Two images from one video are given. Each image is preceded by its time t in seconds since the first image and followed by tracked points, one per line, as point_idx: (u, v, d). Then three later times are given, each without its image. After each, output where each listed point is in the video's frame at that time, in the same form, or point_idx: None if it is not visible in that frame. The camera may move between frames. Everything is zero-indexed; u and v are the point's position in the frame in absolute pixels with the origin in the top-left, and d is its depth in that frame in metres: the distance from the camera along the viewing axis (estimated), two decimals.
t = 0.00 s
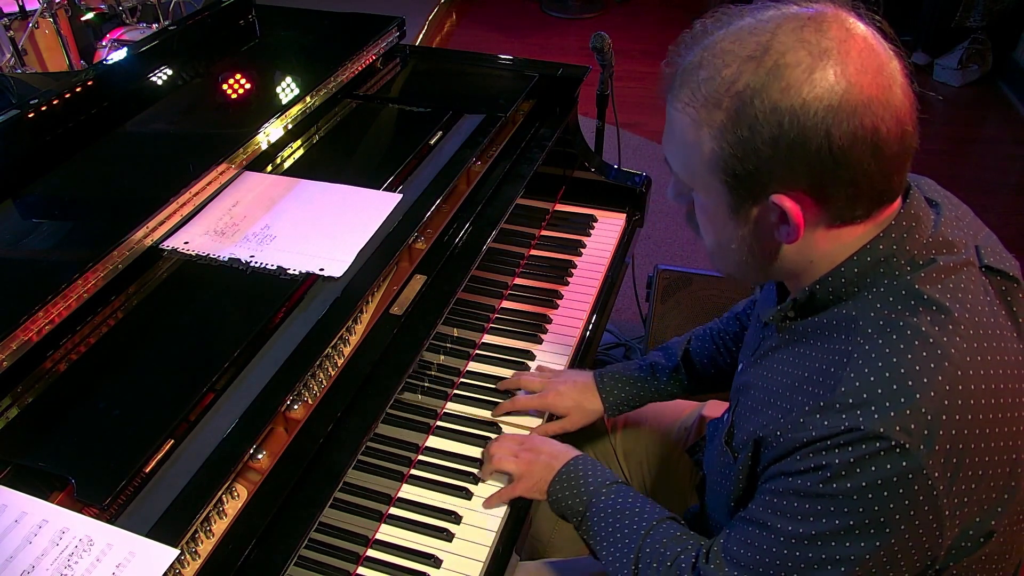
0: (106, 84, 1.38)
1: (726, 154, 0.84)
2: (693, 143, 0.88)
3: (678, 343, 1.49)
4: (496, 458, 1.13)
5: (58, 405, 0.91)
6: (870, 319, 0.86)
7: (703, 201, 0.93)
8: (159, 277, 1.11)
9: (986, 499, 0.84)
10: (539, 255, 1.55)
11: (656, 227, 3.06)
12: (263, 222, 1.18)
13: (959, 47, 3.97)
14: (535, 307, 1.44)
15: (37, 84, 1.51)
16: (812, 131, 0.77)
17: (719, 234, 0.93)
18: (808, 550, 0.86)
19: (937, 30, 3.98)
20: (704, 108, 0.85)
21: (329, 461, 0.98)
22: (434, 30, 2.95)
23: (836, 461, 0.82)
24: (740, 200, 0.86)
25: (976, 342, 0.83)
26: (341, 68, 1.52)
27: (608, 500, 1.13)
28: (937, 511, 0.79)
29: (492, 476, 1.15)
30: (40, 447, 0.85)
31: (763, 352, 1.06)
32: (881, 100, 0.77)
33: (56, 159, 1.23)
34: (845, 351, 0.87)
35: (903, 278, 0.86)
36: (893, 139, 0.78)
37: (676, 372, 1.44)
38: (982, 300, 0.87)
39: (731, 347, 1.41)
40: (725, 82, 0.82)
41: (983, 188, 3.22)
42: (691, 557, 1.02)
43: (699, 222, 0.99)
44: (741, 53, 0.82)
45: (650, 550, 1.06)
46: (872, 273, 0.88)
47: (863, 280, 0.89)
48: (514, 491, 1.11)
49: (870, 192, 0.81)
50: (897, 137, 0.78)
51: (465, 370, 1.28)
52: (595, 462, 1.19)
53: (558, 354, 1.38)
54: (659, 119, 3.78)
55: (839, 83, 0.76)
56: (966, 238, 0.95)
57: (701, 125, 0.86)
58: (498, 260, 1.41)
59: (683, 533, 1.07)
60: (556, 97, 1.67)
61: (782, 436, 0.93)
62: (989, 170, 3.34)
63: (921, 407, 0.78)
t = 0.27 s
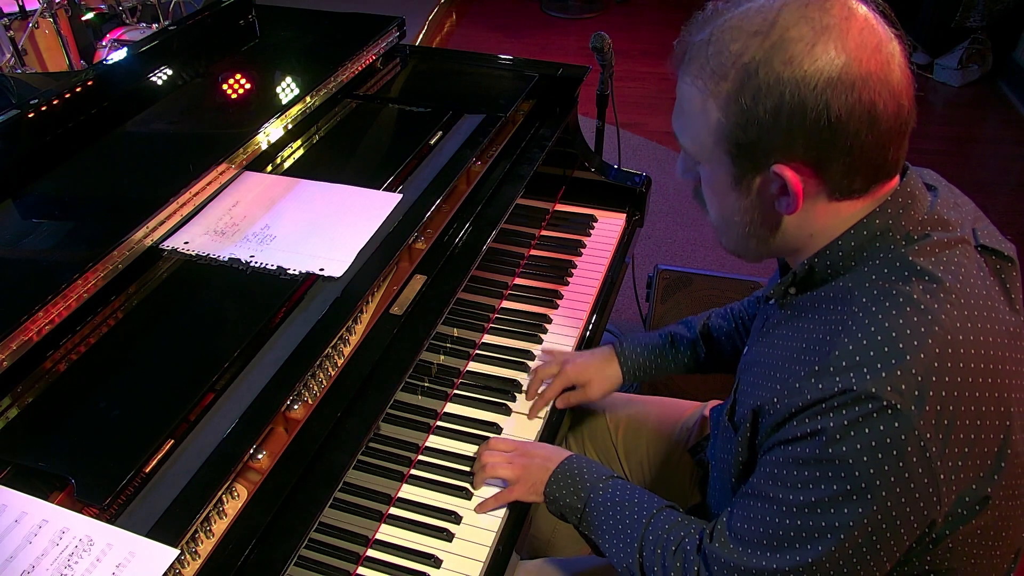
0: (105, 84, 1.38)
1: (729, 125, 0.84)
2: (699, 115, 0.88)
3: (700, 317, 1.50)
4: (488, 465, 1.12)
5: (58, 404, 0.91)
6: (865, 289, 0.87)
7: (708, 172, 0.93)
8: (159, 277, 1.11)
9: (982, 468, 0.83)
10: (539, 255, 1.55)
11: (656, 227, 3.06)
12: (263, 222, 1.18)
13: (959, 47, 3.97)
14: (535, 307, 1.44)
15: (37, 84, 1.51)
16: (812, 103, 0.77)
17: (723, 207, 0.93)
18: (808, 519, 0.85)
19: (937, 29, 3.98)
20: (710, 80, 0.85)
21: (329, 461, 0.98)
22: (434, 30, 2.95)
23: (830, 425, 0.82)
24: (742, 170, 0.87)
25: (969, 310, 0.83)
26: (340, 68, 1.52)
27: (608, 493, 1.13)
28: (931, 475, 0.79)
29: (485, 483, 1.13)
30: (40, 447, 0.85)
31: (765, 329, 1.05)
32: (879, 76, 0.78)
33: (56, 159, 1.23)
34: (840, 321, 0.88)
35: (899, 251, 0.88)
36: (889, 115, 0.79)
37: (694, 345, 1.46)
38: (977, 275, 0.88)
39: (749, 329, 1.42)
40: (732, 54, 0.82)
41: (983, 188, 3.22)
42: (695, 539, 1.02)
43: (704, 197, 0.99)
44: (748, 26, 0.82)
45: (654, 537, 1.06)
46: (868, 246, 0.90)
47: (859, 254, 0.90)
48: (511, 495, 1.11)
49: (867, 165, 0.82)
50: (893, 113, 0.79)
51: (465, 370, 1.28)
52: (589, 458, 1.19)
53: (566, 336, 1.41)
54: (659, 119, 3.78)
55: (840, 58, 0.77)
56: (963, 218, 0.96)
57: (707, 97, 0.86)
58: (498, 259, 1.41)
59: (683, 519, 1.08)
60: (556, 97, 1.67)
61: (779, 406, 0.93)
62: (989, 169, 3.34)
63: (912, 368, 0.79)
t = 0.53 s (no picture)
0: (106, 84, 1.38)
1: (730, 106, 0.85)
2: (700, 98, 0.90)
3: (707, 301, 1.50)
4: (479, 468, 1.10)
5: (59, 404, 0.91)
6: (859, 265, 0.88)
7: (709, 155, 0.94)
8: (159, 277, 1.11)
9: (974, 439, 0.84)
10: (539, 255, 1.55)
11: (656, 227, 3.06)
12: (263, 222, 1.18)
13: (959, 47, 3.97)
14: (535, 307, 1.44)
15: (37, 84, 1.51)
16: (808, 82, 0.79)
17: (724, 189, 0.94)
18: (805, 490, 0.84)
19: (937, 29, 3.98)
20: (712, 62, 0.86)
21: (329, 461, 0.98)
22: (434, 30, 2.95)
23: (824, 392, 0.83)
24: (742, 150, 0.87)
25: (959, 282, 0.84)
26: (340, 68, 1.52)
27: (601, 488, 1.11)
28: (925, 440, 0.79)
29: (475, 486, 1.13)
30: (40, 446, 0.85)
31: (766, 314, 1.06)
32: (874, 56, 0.79)
33: (55, 158, 1.23)
34: (834, 294, 0.89)
35: (893, 229, 0.89)
36: (883, 95, 0.80)
37: (698, 326, 1.46)
38: (970, 254, 0.88)
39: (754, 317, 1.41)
40: (731, 37, 0.84)
41: (983, 188, 3.22)
42: (693, 524, 1.01)
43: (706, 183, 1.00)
44: (748, 10, 0.84)
45: (650, 525, 1.05)
46: (864, 228, 0.90)
47: (855, 235, 0.91)
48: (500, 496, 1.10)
49: (862, 145, 0.83)
50: (887, 94, 0.80)
51: (465, 370, 1.28)
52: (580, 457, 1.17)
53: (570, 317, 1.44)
54: (659, 120, 3.78)
55: (836, 38, 0.78)
56: (955, 204, 0.96)
57: (708, 79, 0.87)
58: (498, 259, 1.41)
59: (678, 507, 1.06)
60: (556, 97, 1.67)
61: (775, 382, 0.94)
62: (990, 170, 3.34)
63: (903, 334, 0.80)
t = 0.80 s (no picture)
0: (106, 84, 1.38)
1: (728, 96, 0.87)
2: (700, 90, 0.92)
3: (711, 330, 1.49)
4: (469, 474, 1.09)
5: (59, 404, 0.91)
6: (845, 249, 0.90)
7: (708, 148, 0.96)
8: (159, 277, 1.11)
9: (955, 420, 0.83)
10: (539, 255, 1.55)
11: (656, 227, 3.06)
12: (263, 222, 1.18)
13: (959, 47, 3.97)
14: (535, 307, 1.44)
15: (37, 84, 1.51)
16: (802, 70, 0.81)
17: (721, 181, 0.97)
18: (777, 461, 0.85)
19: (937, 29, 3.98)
20: (712, 53, 0.89)
21: (328, 460, 0.98)
22: (434, 31, 2.94)
23: (800, 361, 0.84)
24: (740, 140, 0.90)
25: (941, 264, 0.85)
26: (340, 68, 1.52)
27: (585, 487, 1.12)
28: (898, 412, 0.79)
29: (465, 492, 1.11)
30: (40, 446, 0.86)
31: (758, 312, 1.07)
32: (865, 47, 0.81)
33: (56, 159, 1.23)
34: (816, 275, 0.90)
35: (879, 220, 0.91)
36: (874, 86, 0.82)
37: (698, 352, 1.45)
38: (957, 245, 0.89)
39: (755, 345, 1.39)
40: (732, 30, 0.87)
41: (983, 188, 3.22)
42: (667, 509, 1.03)
43: (707, 179, 1.02)
44: (747, 6, 0.87)
45: (628, 515, 1.05)
46: (852, 219, 0.92)
47: (843, 227, 0.93)
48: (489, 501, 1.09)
49: (854, 135, 0.84)
50: (878, 85, 0.82)
51: (465, 370, 1.28)
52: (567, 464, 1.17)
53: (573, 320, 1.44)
54: (659, 120, 3.78)
55: (829, 29, 0.81)
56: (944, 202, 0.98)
57: (709, 72, 0.90)
58: (498, 259, 1.41)
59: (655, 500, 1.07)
60: (557, 97, 1.67)
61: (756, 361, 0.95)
62: (990, 169, 3.34)
63: (880, 305, 0.81)
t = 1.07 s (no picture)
0: (106, 84, 1.38)
1: (720, 129, 0.84)
2: (688, 119, 0.88)
3: (685, 319, 1.50)
4: (471, 474, 1.09)
5: (58, 404, 0.91)
6: (853, 279, 0.89)
7: (698, 174, 0.93)
8: (159, 277, 1.11)
9: (974, 451, 0.84)
10: (539, 255, 1.55)
11: (656, 227, 3.06)
12: (263, 222, 1.18)
13: (959, 47, 3.97)
14: (535, 307, 1.44)
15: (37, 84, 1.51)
16: (802, 105, 0.78)
17: (714, 208, 0.94)
18: (799, 499, 0.85)
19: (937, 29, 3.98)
20: (700, 84, 0.85)
21: (328, 461, 0.98)
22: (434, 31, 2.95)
23: (821, 404, 0.83)
24: (733, 171, 0.87)
25: (953, 294, 0.85)
26: (341, 68, 1.52)
27: (593, 496, 1.12)
28: (921, 452, 0.79)
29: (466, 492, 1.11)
30: (41, 446, 0.85)
31: (756, 327, 1.07)
32: (865, 77, 0.78)
33: (56, 159, 1.23)
34: (829, 308, 0.89)
35: (885, 242, 0.89)
36: (875, 116, 0.80)
37: (678, 343, 1.46)
38: (962, 264, 0.89)
39: (734, 332, 1.42)
40: (720, 58, 0.82)
41: (983, 188, 3.22)
42: (684, 531, 1.02)
43: (694, 200, 1.00)
44: (735, 30, 0.82)
45: (641, 533, 1.06)
46: (855, 241, 0.91)
47: (847, 249, 0.91)
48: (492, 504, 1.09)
49: (854, 165, 0.83)
50: (878, 114, 0.80)
51: (465, 370, 1.28)
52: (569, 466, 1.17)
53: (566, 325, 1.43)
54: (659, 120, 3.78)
55: (826, 60, 0.77)
56: (943, 210, 0.97)
57: (697, 102, 0.86)
58: (498, 259, 1.41)
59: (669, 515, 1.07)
60: (556, 97, 1.67)
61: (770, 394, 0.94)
62: (990, 170, 3.34)
63: (901, 348, 0.80)
